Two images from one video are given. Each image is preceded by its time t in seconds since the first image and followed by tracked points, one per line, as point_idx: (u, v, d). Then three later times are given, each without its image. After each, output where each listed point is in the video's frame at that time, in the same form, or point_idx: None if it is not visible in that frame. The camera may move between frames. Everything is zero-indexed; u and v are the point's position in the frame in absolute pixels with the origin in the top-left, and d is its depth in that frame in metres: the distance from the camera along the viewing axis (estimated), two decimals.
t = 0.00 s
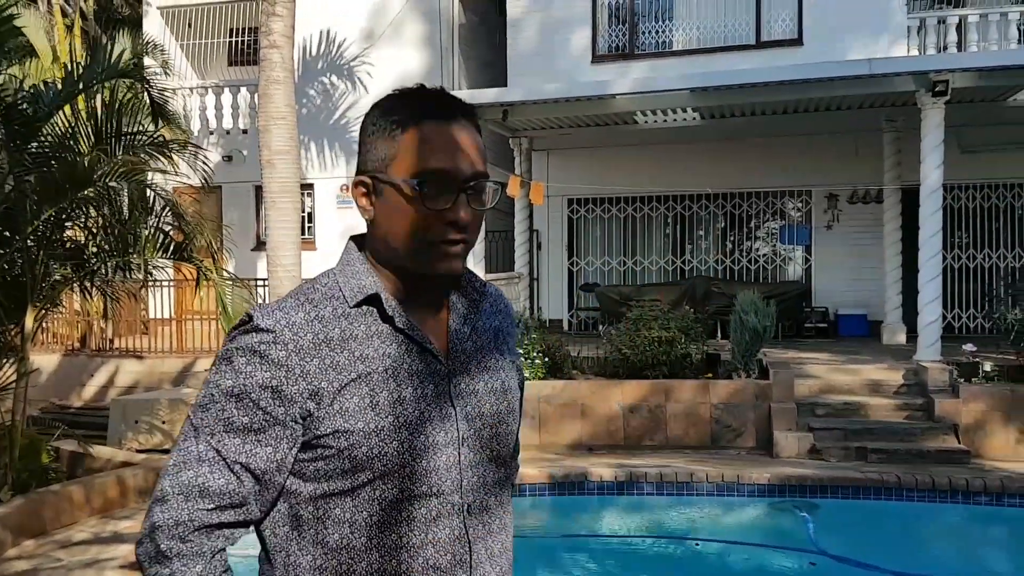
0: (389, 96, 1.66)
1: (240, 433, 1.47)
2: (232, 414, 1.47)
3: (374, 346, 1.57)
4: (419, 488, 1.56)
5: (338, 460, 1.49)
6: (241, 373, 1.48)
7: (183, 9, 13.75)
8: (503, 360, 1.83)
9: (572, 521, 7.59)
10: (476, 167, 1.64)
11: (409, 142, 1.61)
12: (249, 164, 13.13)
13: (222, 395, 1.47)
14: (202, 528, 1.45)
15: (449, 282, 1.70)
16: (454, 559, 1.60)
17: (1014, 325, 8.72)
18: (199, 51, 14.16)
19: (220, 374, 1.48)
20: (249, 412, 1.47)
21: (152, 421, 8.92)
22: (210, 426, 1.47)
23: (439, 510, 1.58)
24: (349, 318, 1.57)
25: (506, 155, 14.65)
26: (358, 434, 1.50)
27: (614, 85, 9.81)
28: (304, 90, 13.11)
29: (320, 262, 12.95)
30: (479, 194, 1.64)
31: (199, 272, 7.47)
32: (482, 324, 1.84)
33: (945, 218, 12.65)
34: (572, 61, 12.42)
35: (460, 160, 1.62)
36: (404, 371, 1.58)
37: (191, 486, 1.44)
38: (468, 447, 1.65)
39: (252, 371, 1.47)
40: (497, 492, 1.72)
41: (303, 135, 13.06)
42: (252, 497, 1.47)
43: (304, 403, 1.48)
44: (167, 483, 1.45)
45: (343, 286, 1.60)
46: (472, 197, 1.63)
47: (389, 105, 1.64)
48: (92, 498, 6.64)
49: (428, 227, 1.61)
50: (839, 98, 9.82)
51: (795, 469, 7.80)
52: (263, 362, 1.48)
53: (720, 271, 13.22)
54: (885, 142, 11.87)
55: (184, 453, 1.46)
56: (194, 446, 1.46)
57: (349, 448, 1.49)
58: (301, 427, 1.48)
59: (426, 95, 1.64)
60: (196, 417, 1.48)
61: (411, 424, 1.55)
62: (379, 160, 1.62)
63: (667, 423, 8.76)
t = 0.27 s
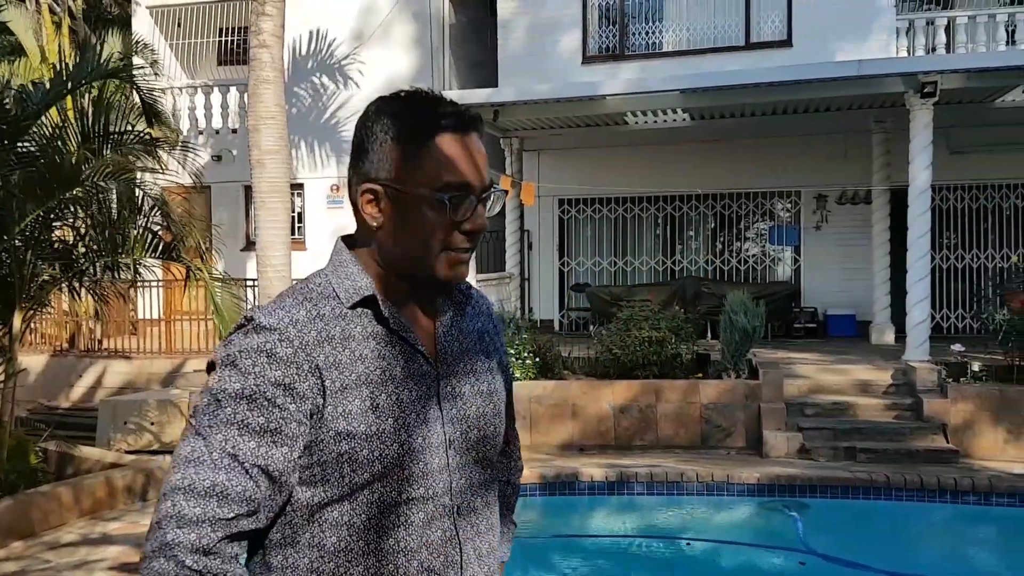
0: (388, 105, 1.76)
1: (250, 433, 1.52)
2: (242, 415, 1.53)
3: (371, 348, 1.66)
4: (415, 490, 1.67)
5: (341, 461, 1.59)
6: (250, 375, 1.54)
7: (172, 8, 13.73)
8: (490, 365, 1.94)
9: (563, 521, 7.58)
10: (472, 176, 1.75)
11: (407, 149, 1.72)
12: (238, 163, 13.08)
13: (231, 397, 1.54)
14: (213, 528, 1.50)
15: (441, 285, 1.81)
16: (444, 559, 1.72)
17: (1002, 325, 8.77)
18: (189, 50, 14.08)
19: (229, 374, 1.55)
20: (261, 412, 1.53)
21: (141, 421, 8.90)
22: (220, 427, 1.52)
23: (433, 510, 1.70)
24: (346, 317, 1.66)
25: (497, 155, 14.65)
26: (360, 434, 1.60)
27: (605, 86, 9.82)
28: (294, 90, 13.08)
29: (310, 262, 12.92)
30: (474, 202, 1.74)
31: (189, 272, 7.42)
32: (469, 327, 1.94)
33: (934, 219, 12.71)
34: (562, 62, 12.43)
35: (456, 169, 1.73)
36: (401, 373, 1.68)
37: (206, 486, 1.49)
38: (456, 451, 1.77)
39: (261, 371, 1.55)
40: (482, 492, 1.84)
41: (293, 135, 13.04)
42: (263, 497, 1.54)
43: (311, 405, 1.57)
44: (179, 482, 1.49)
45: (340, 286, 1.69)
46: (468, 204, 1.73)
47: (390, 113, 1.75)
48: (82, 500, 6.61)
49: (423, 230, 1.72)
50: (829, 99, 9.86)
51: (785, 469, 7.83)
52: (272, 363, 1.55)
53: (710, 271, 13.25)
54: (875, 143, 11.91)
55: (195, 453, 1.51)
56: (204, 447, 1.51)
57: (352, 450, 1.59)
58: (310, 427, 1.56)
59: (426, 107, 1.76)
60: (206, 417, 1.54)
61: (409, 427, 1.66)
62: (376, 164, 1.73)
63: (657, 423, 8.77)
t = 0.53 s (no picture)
0: (385, 106, 1.77)
1: (259, 439, 1.52)
2: (251, 421, 1.52)
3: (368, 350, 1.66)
4: (412, 490, 1.67)
5: (343, 463, 1.59)
6: (256, 379, 1.54)
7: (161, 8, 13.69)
8: (483, 364, 1.94)
9: (556, 519, 7.59)
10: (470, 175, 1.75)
11: (407, 148, 1.72)
12: (229, 163, 13.05)
13: (240, 404, 1.53)
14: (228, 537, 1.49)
15: (440, 285, 1.81)
16: (440, 559, 1.72)
17: (991, 323, 8.82)
18: (178, 50, 14.03)
19: (234, 379, 1.54)
20: (271, 418, 1.53)
21: (131, 422, 8.86)
22: (229, 434, 1.52)
23: (430, 510, 1.70)
24: (345, 318, 1.66)
25: (488, 154, 14.65)
26: (360, 436, 1.60)
27: (596, 85, 9.83)
28: (284, 89, 13.05)
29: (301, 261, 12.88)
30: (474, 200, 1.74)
31: (180, 272, 7.38)
32: (462, 328, 1.94)
33: (924, 217, 12.77)
34: (553, 61, 12.44)
35: (455, 168, 1.73)
36: (398, 373, 1.69)
37: (223, 499, 1.49)
38: (450, 451, 1.78)
39: (267, 374, 1.54)
40: (474, 491, 1.85)
41: (284, 134, 13.02)
42: (274, 502, 1.53)
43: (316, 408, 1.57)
44: (196, 493, 1.49)
45: (339, 286, 1.69)
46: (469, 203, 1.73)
47: (387, 114, 1.75)
48: (73, 501, 6.58)
49: (423, 229, 1.71)
50: (819, 98, 9.90)
51: (777, 466, 7.85)
52: (278, 365, 1.55)
53: (701, 270, 13.30)
54: (865, 142, 11.96)
55: (209, 463, 1.50)
56: (216, 455, 1.50)
57: (354, 452, 1.59)
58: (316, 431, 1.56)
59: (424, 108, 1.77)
60: (214, 425, 1.52)
61: (406, 428, 1.67)
62: (375, 164, 1.73)
63: (649, 421, 8.78)
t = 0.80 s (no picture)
0: (368, 103, 1.76)
1: (257, 439, 1.54)
2: (245, 420, 1.55)
3: (357, 347, 1.67)
4: (399, 484, 1.67)
5: (330, 459, 1.59)
6: (249, 379, 1.56)
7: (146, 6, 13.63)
8: (472, 359, 1.94)
9: (544, 518, 7.60)
10: (454, 170, 1.75)
11: (390, 144, 1.72)
12: (214, 162, 13.00)
13: (236, 405, 1.55)
14: (229, 536, 1.52)
15: (426, 282, 1.80)
16: (428, 553, 1.71)
17: (976, 321, 8.88)
18: (164, 48, 13.97)
19: (228, 379, 1.56)
20: (269, 417, 1.55)
21: (117, 423, 8.81)
22: (226, 434, 1.54)
23: (418, 505, 1.70)
24: (331, 314, 1.66)
25: (475, 153, 14.65)
26: (349, 431, 1.60)
27: (582, 84, 9.84)
28: (270, 87, 13.01)
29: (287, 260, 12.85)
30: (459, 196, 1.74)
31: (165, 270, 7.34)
32: (451, 323, 1.93)
33: (909, 216, 12.85)
34: (540, 60, 12.45)
35: (439, 163, 1.73)
36: (385, 367, 1.68)
37: (231, 502, 1.52)
38: (440, 446, 1.77)
39: (259, 373, 1.56)
40: (465, 487, 1.84)
41: (270, 133, 12.97)
42: (268, 499, 1.54)
43: (307, 406, 1.58)
44: (197, 494, 1.53)
45: (324, 283, 1.69)
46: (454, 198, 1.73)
47: (370, 110, 1.75)
48: (58, 501, 6.54)
49: (407, 224, 1.70)
50: (805, 97, 9.95)
51: (763, 464, 7.88)
52: (267, 363, 1.57)
53: (688, 269, 13.34)
54: (851, 141, 12.03)
55: (208, 464, 1.53)
56: (214, 456, 1.53)
57: (341, 447, 1.60)
58: (306, 428, 1.57)
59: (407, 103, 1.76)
60: (211, 427, 1.55)
61: (395, 422, 1.66)
62: (357, 160, 1.72)
63: (637, 420, 8.80)
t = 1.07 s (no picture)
0: (352, 97, 1.74)
1: (240, 438, 1.54)
2: (227, 419, 1.55)
3: (340, 343, 1.66)
4: (383, 481, 1.66)
5: (313, 457, 1.59)
6: (231, 378, 1.56)
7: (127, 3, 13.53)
8: (457, 355, 1.93)
9: (529, 516, 7.60)
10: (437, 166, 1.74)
11: (373, 139, 1.70)
12: (196, 161, 12.92)
13: (218, 406, 1.55)
14: (212, 535, 1.53)
15: (409, 279, 1.79)
16: (412, 550, 1.70)
17: (956, 319, 8.96)
18: (145, 46, 13.88)
19: (209, 379, 1.55)
20: (252, 416, 1.55)
21: (98, 423, 8.73)
22: (208, 434, 1.54)
23: (403, 502, 1.69)
24: (312, 312, 1.66)
25: (459, 152, 14.63)
26: (331, 428, 1.59)
27: (566, 83, 9.85)
28: (253, 85, 12.94)
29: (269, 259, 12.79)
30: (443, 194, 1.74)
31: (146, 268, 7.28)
32: (436, 319, 1.92)
33: (891, 214, 12.96)
34: (524, 59, 12.45)
35: (423, 160, 1.72)
36: (368, 364, 1.68)
37: (219, 504, 1.53)
38: (424, 443, 1.76)
39: (240, 372, 1.56)
40: (452, 483, 1.83)
41: (252, 131, 12.90)
42: (250, 499, 1.54)
43: (289, 404, 1.58)
44: (184, 495, 1.53)
45: (306, 280, 1.68)
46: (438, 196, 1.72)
47: (354, 105, 1.73)
48: (39, 502, 6.48)
49: (388, 221, 1.69)
50: (788, 96, 10.00)
51: (747, 461, 7.92)
52: (248, 362, 1.57)
53: (672, 267, 13.39)
54: (832, 140, 12.11)
55: (190, 463, 1.54)
56: (196, 455, 1.53)
57: (323, 444, 1.59)
58: (288, 427, 1.56)
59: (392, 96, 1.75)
60: (193, 426, 1.55)
61: (379, 419, 1.66)
62: (341, 154, 1.71)
63: (621, 418, 8.82)
